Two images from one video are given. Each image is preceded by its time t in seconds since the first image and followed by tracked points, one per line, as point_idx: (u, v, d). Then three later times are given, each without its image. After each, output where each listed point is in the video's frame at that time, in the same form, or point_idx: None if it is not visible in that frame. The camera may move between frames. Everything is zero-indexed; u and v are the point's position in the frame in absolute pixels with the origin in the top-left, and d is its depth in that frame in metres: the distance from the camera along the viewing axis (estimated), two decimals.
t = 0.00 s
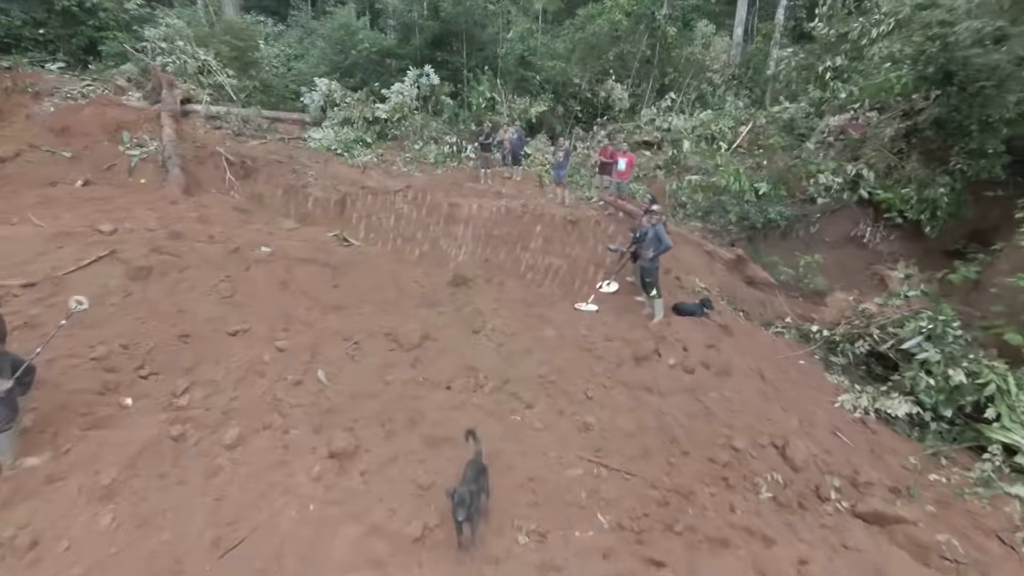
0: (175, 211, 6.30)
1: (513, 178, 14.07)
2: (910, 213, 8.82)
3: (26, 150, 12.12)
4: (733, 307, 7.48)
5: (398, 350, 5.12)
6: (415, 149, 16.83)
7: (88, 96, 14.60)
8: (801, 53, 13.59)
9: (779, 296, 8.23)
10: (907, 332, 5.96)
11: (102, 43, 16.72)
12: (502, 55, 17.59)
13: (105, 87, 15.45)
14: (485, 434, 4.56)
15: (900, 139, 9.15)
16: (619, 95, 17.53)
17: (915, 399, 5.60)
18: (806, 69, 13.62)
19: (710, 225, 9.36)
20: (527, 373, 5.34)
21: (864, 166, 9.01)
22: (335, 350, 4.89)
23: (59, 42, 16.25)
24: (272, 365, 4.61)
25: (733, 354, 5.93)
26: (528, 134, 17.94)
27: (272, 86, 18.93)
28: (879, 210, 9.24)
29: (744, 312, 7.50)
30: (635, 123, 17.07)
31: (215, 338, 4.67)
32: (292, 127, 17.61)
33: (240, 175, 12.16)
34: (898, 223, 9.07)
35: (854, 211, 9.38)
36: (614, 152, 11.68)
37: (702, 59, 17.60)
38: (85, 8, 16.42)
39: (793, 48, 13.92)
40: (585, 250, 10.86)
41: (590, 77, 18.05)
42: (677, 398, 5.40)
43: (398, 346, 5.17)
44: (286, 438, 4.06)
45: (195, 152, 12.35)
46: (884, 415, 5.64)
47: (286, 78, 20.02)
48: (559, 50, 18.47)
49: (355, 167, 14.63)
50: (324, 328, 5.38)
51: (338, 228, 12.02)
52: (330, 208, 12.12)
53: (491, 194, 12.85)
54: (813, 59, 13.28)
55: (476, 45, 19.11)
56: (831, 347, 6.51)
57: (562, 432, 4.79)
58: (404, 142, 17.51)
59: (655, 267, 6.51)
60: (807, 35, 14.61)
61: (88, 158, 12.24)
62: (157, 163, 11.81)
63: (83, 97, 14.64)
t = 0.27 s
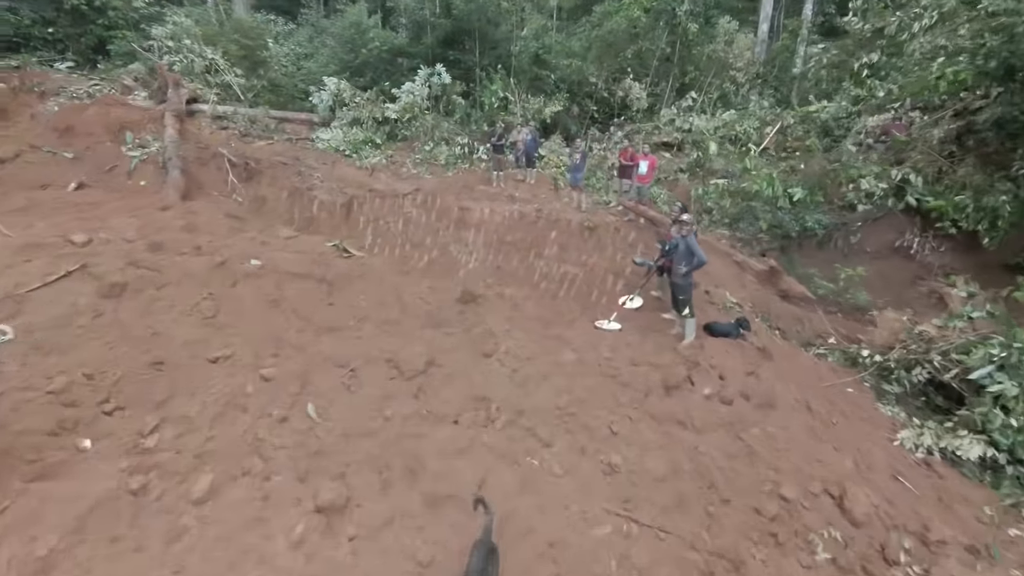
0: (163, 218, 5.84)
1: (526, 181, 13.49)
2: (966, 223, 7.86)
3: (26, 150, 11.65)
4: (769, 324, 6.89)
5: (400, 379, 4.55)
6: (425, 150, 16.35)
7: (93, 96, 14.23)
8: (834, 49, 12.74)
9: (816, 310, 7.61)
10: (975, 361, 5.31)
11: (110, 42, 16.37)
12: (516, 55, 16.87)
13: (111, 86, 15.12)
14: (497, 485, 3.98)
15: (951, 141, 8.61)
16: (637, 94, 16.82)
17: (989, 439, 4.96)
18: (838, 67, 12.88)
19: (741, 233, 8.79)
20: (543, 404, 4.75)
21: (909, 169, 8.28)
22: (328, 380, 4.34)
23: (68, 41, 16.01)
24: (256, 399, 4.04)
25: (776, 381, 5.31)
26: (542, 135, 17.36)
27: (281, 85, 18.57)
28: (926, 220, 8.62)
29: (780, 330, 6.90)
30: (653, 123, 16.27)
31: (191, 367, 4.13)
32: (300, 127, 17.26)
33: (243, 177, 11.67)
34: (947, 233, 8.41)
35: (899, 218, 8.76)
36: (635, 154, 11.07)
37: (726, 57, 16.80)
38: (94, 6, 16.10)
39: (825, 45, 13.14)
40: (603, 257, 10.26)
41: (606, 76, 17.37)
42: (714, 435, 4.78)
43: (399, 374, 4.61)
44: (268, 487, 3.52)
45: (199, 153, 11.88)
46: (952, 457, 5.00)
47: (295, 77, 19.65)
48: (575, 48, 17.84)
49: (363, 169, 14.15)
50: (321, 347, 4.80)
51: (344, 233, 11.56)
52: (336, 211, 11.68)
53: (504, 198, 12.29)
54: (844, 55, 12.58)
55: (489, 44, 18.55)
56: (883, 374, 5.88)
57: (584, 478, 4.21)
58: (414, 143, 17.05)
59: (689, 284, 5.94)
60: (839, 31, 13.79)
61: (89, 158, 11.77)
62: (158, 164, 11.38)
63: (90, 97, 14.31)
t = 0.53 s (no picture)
0: (132, 229, 5.50)
1: (530, 183, 12.90)
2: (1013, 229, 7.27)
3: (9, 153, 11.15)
4: (799, 342, 6.41)
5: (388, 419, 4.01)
6: (425, 151, 15.85)
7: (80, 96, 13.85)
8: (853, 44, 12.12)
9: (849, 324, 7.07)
10: None
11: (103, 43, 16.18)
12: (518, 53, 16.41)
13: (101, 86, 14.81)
14: (505, 550, 3.36)
15: (993, 140, 7.81)
16: (644, 92, 16.15)
17: None
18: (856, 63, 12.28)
19: (763, 241, 8.43)
20: (555, 443, 4.20)
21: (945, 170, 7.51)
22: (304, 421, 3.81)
23: (58, 42, 15.74)
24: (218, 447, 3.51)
25: (816, 415, 4.75)
26: (546, 135, 16.80)
27: (277, 86, 18.06)
28: (965, 226, 7.95)
29: (810, 349, 6.38)
30: (662, 122, 15.69)
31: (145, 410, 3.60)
32: (296, 128, 16.77)
33: (235, 182, 11.16)
34: (991, 239, 7.74)
35: (936, 225, 8.13)
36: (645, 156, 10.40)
37: (737, 55, 16.19)
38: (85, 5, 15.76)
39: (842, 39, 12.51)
40: (613, 265, 9.69)
41: (612, 74, 16.79)
42: (749, 478, 4.19)
43: (389, 413, 4.08)
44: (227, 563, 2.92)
45: (186, 155, 11.32)
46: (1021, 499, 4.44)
47: (291, 77, 19.13)
48: (579, 46, 17.28)
49: (359, 171, 13.61)
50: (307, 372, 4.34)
51: (339, 239, 11.04)
52: (331, 216, 11.18)
53: (507, 201, 11.72)
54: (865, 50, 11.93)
55: (490, 42, 17.98)
56: (932, 402, 5.36)
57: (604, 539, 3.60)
58: (413, 144, 16.51)
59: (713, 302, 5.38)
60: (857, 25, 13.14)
61: (74, 162, 11.27)
62: (143, 168, 10.84)
63: (78, 98, 13.81)
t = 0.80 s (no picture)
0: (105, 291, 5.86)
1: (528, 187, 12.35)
2: None
3: None
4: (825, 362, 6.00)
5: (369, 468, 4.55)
6: (420, 153, 15.35)
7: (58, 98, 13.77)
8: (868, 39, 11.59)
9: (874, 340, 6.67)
10: None
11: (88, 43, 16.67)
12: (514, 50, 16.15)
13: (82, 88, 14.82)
14: None
15: None
16: (646, 91, 15.65)
17: None
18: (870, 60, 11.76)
19: (780, 249, 8.00)
20: (566, 495, 4.38)
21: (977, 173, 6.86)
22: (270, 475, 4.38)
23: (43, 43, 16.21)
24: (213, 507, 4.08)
25: (859, 455, 4.88)
26: (545, 136, 16.28)
27: (267, 85, 17.54)
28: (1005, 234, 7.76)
29: (838, 370, 5.99)
30: (665, 122, 15.19)
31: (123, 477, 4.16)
32: (286, 129, 16.26)
33: (218, 186, 10.60)
34: None
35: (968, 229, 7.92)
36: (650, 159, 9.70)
37: (743, 52, 15.62)
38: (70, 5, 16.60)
39: (854, 35, 11.97)
40: (617, 274, 9.18)
41: (613, 72, 16.25)
42: (788, 530, 4.21)
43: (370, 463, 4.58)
44: None
45: (166, 157, 10.78)
46: None
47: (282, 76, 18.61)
48: (579, 43, 16.85)
49: (350, 174, 13.03)
50: (301, 430, 4.76)
51: (328, 247, 10.52)
52: (319, 222, 10.65)
53: (504, 206, 11.19)
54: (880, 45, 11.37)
55: (487, 40, 17.46)
56: (983, 434, 5.43)
57: None
58: (407, 146, 15.98)
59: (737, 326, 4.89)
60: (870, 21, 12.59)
61: (49, 164, 10.68)
62: (118, 172, 10.27)
63: (56, 98, 14.06)
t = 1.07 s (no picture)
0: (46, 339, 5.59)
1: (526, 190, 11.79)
2: None
3: None
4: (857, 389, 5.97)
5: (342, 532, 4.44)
6: (414, 154, 14.81)
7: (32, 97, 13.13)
8: (881, 36, 11.13)
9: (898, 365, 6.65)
10: None
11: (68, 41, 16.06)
12: (512, 49, 15.39)
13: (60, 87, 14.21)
14: None
15: None
16: (648, 91, 15.16)
17: None
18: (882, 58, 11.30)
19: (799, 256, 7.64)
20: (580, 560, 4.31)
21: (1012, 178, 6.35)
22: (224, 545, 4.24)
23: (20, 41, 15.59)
24: None
25: (912, 506, 4.80)
26: (543, 136, 15.79)
27: (255, 84, 16.98)
28: None
29: (869, 395, 5.97)
30: (667, 123, 14.74)
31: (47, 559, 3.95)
32: (275, 129, 15.73)
33: (198, 190, 9.98)
34: None
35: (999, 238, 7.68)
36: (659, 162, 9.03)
37: (748, 50, 15.10)
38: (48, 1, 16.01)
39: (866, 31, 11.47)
40: (622, 285, 8.56)
41: (614, 71, 15.73)
42: None
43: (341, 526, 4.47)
44: None
45: (142, 159, 10.17)
46: None
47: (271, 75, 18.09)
48: (579, 41, 16.34)
49: (339, 176, 12.42)
50: (262, 490, 4.61)
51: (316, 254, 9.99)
52: (306, 228, 10.05)
53: (502, 210, 10.62)
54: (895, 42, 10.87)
55: (483, 38, 16.91)
56: None
57: None
58: (400, 147, 15.46)
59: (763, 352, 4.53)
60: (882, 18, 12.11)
61: (19, 167, 10.07)
62: (92, 175, 9.66)
63: (33, 97, 13.46)
